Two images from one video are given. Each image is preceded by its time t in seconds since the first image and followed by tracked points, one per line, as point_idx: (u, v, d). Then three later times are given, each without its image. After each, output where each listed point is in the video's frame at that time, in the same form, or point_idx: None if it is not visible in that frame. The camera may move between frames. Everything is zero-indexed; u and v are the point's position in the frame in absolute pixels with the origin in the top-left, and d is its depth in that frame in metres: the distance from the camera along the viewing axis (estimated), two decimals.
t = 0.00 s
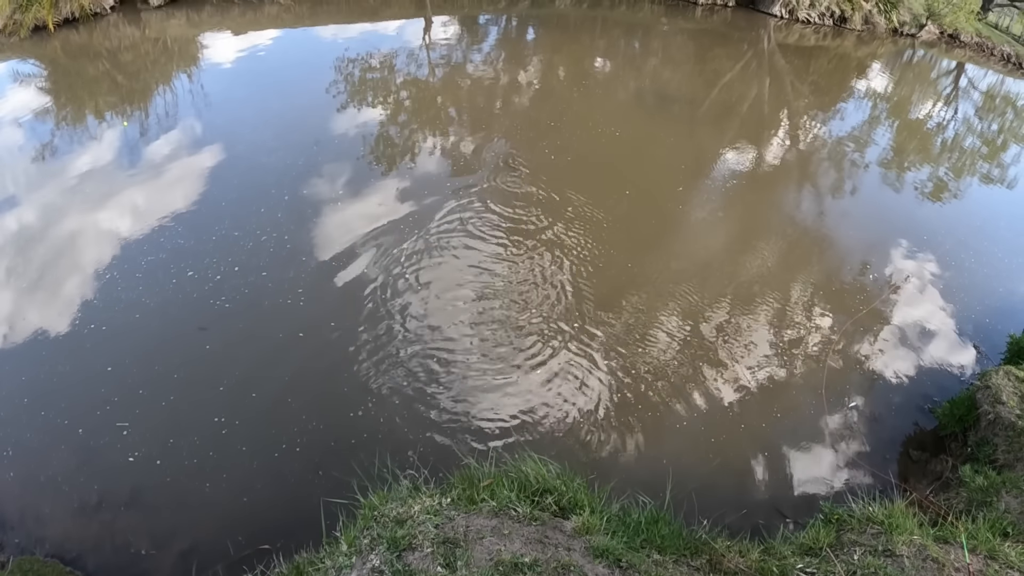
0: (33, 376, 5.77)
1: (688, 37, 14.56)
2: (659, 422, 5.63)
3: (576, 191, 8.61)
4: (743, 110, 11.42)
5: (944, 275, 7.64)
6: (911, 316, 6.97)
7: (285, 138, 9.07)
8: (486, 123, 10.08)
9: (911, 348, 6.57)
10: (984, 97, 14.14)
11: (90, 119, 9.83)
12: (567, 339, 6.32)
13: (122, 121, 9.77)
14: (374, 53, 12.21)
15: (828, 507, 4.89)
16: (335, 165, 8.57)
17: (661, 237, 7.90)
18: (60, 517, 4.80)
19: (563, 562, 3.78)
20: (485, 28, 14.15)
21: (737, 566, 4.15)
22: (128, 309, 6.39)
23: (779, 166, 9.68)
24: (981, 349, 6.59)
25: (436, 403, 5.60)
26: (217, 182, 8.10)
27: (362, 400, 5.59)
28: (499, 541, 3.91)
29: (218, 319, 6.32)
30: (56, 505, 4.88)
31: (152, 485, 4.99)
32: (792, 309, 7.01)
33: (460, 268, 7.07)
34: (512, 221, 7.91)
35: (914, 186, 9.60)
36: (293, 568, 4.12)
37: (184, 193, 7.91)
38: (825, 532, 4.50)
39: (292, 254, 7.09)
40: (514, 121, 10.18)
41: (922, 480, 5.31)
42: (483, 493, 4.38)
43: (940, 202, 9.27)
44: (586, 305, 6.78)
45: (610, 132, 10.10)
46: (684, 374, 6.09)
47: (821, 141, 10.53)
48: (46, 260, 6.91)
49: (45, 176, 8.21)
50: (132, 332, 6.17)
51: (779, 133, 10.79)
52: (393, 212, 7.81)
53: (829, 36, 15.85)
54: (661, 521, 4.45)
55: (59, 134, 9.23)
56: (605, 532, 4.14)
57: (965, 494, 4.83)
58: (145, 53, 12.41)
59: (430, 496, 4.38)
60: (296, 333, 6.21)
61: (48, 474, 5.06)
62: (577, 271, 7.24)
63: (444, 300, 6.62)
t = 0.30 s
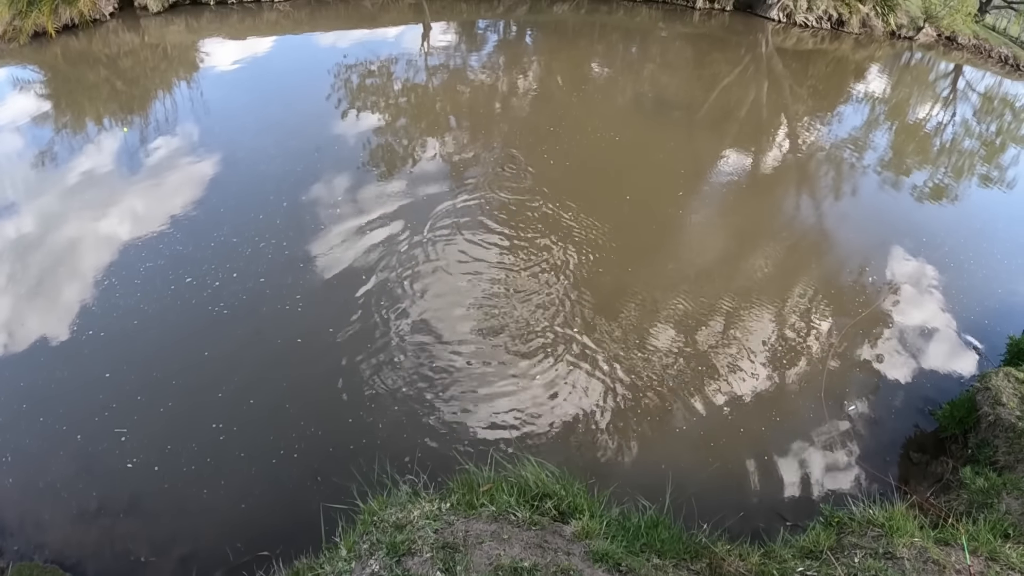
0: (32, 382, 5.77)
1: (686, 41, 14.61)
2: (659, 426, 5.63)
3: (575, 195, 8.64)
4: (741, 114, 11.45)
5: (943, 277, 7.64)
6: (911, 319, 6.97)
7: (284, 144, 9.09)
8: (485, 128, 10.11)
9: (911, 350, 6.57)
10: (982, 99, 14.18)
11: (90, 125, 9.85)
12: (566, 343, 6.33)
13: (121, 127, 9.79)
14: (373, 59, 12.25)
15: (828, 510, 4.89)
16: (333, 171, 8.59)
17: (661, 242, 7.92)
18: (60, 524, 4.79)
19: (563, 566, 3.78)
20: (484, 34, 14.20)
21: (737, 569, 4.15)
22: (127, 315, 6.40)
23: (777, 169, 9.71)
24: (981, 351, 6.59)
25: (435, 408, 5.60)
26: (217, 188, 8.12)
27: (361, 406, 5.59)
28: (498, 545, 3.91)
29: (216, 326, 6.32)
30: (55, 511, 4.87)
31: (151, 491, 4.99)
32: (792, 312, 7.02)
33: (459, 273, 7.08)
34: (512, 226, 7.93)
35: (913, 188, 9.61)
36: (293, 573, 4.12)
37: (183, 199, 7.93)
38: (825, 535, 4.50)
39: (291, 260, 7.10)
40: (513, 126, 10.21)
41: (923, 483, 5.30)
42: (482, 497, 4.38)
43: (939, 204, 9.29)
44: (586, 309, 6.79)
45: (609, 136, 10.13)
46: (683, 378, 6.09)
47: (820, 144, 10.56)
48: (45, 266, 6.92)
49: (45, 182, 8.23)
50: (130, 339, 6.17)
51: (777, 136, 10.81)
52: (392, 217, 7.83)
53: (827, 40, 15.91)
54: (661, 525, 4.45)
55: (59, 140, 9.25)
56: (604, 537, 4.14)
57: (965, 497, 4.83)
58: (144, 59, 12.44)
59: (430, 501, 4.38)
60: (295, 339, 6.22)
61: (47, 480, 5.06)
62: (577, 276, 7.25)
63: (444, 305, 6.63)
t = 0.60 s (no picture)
0: (31, 389, 5.77)
1: (685, 46, 14.66)
2: (658, 430, 5.63)
3: (575, 200, 8.67)
4: (740, 118, 11.49)
5: (942, 279, 7.66)
6: (910, 321, 6.98)
7: (284, 150, 9.13)
8: (484, 134, 10.14)
9: (910, 353, 6.58)
10: (980, 101, 14.22)
11: (90, 131, 9.87)
12: (566, 348, 6.34)
13: (120, 133, 9.81)
14: (372, 65, 12.29)
15: (828, 513, 4.89)
16: (334, 176, 8.62)
17: (661, 246, 7.93)
18: (59, 530, 4.79)
19: (563, 569, 3.79)
20: (483, 39, 14.25)
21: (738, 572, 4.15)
22: (125, 322, 6.40)
23: (776, 172, 9.75)
24: (980, 352, 6.61)
25: (435, 413, 5.61)
26: (217, 194, 8.14)
27: (360, 411, 5.60)
28: (498, 549, 3.92)
29: (214, 332, 6.33)
30: (55, 518, 4.87)
31: (150, 497, 4.98)
32: (791, 315, 7.03)
33: (460, 279, 7.10)
34: (512, 231, 7.96)
35: (911, 191, 9.64)
36: None
37: (182, 205, 7.95)
38: (826, 538, 4.50)
39: (290, 266, 7.11)
40: (512, 131, 10.24)
41: (923, 485, 5.30)
42: (482, 502, 4.38)
43: (938, 206, 9.31)
44: (586, 313, 6.81)
45: (608, 141, 10.16)
46: (682, 382, 6.10)
47: (818, 147, 10.59)
48: (44, 272, 6.93)
49: (44, 188, 8.25)
50: (129, 345, 6.18)
51: (775, 140, 10.84)
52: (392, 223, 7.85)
53: (825, 43, 15.96)
54: (661, 528, 4.45)
55: (58, 146, 9.28)
56: (604, 541, 4.15)
57: (966, 498, 4.83)
58: (143, 65, 12.47)
59: (429, 506, 4.38)
60: (293, 345, 6.23)
61: (47, 487, 5.06)
62: (577, 280, 7.27)
63: (443, 310, 6.65)
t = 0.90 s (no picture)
0: (29, 394, 5.77)
1: (683, 49, 14.71)
2: (659, 434, 5.63)
3: (575, 204, 8.68)
4: (738, 121, 11.53)
5: (942, 281, 7.67)
6: (910, 323, 6.99)
7: (284, 155, 9.15)
8: (483, 138, 10.17)
9: (910, 354, 6.59)
10: (978, 102, 14.27)
11: (89, 137, 9.89)
12: (564, 352, 6.33)
13: (120, 139, 9.83)
14: (371, 70, 12.33)
15: (828, 515, 4.89)
16: (333, 182, 8.64)
17: (661, 249, 7.95)
18: (59, 536, 4.79)
19: (562, 573, 3.79)
20: (481, 44, 14.30)
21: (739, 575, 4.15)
22: (124, 328, 6.41)
23: (774, 175, 9.78)
24: (981, 354, 6.61)
25: (434, 418, 5.60)
26: (216, 200, 8.15)
27: (359, 417, 5.59)
28: (498, 553, 3.92)
29: (212, 338, 6.33)
30: (54, 523, 4.86)
31: (149, 503, 4.98)
32: (790, 317, 7.03)
33: (460, 283, 7.11)
34: (511, 235, 7.96)
35: (910, 192, 9.66)
36: None
37: (182, 210, 7.97)
38: (826, 540, 4.50)
39: (288, 272, 7.12)
40: (511, 136, 10.27)
41: (924, 486, 5.30)
42: (482, 506, 4.38)
43: (936, 207, 9.34)
44: (586, 317, 6.81)
45: (607, 145, 10.18)
46: (682, 386, 6.10)
47: (817, 150, 10.62)
48: (44, 278, 6.94)
49: (44, 194, 8.26)
50: (127, 351, 6.17)
51: (774, 143, 10.87)
52: (390, 228, 7.87)
53: (822, 45, 16.01)
54: (661, 531, 4.45)
55: (58, 152, 9.29)
56: (604, 544, 4.15)
57: (967, 499, 4.82)
58: (143, 71, 12.50)
59: (429, 510, 4.38)
60: (292, 351, 6.23)
61: (46, 492, 5.06)
62: (577, 284, 7.28)
63: (443, 315, 6.64)
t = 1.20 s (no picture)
0: (28, 400, 5.77)
1: (681, 53, 14.75)
2: (658, 436, 5.63)
3: (575, 208, 8.69)
4: (737, 124, 11.55)
5: (941, 282, 7.67)
6: (910, 324, 6.99)
7: (284, 161, 9.17)
8: (482, 142, 10.19)
9: (910, 356, 6.59)
10: (976, 104, 14.31)
11: (88, 142, 9.91)
12: (564, 356, 6.32)
13: (119, 144, 9.84)
14: (370, 75, 12.36)
15: (828, 517, 4.88)
16: (332, 187, 8.64)
17: (661, 253, 7.96)
18: (57, 541, 4.78)
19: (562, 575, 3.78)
20: (480, 48, 14.33)
21: None
22: (121, 333, 6.41)
23: (773, 178, 9.80)
24: (980, 355, 6.61)
25: (433, 422, 5.60)
26: (215, 205, 8.16)
27: (358, 421, 5.59)
28: (497, 556, 3.92)
29: (210, 343, 6.33)
30: (53, 528, 4.86)
31: (148, 508, 4.97)
32: (789, 320, 7.03)
33: (459, 287, 7.12)
34: (511, 239, 7.97)
35: (909, 194, 9.67)
36: None
37: (181, 215, 7.99)
38: (827, 542, 4.49)
39: (287, 277, 7.13)
40: (510, 140, 10.28)
41: (925, 488, 5.30)
42: (481, 510, 4.38)
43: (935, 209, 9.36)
44: (586, 321, 6.81)
45: (607, 149, 10.20)
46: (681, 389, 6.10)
47: (815, 153, 10.65)
48: (42, 283, 6.94)
49: (43, 199, 8.27)
50: (125, 356, 6.17)
51: (773, 145, 10.90)
52: (389, 232, 7.88)
53: (820, 48, 16.05)
54: (661, 534, 4.44)
55: (57, 157, 9.31)
56: (604, 547, 4.14)
57: (968, 500, 4.82)
58: (142, 76, 12.53)
59: (428, 513, 4.38)
60: (290, 356, 6.23)
61: (44, 497, 5.05)
62: (577, 288, 7.28)
63: (442, 319, 6.65)
